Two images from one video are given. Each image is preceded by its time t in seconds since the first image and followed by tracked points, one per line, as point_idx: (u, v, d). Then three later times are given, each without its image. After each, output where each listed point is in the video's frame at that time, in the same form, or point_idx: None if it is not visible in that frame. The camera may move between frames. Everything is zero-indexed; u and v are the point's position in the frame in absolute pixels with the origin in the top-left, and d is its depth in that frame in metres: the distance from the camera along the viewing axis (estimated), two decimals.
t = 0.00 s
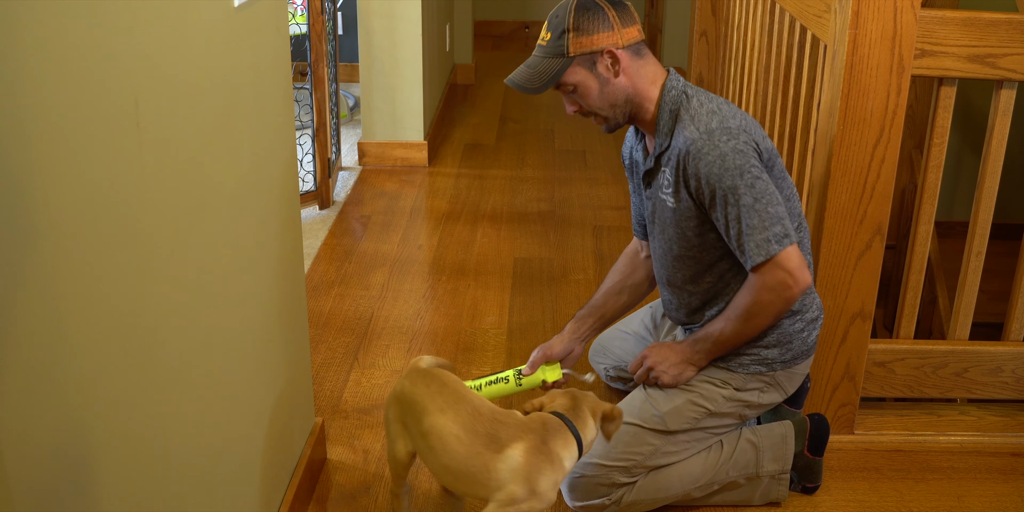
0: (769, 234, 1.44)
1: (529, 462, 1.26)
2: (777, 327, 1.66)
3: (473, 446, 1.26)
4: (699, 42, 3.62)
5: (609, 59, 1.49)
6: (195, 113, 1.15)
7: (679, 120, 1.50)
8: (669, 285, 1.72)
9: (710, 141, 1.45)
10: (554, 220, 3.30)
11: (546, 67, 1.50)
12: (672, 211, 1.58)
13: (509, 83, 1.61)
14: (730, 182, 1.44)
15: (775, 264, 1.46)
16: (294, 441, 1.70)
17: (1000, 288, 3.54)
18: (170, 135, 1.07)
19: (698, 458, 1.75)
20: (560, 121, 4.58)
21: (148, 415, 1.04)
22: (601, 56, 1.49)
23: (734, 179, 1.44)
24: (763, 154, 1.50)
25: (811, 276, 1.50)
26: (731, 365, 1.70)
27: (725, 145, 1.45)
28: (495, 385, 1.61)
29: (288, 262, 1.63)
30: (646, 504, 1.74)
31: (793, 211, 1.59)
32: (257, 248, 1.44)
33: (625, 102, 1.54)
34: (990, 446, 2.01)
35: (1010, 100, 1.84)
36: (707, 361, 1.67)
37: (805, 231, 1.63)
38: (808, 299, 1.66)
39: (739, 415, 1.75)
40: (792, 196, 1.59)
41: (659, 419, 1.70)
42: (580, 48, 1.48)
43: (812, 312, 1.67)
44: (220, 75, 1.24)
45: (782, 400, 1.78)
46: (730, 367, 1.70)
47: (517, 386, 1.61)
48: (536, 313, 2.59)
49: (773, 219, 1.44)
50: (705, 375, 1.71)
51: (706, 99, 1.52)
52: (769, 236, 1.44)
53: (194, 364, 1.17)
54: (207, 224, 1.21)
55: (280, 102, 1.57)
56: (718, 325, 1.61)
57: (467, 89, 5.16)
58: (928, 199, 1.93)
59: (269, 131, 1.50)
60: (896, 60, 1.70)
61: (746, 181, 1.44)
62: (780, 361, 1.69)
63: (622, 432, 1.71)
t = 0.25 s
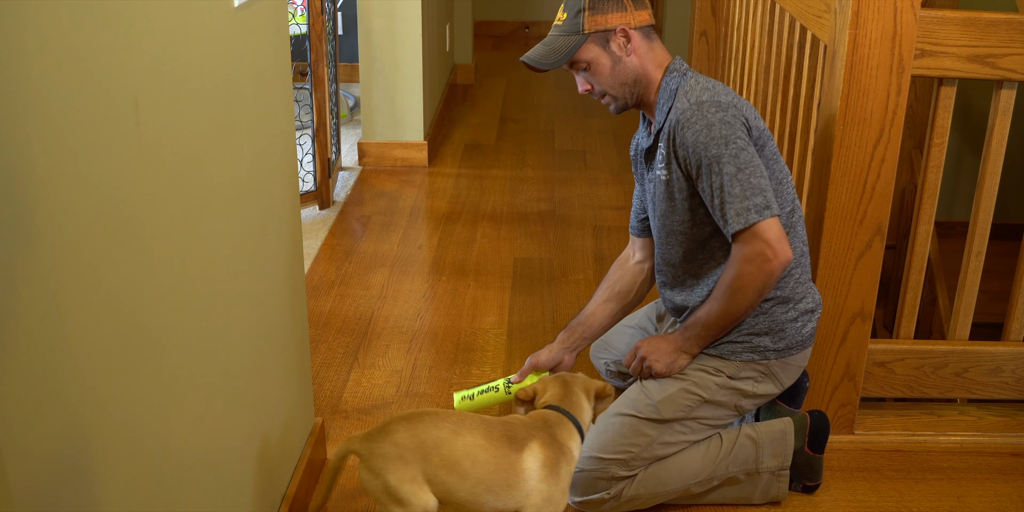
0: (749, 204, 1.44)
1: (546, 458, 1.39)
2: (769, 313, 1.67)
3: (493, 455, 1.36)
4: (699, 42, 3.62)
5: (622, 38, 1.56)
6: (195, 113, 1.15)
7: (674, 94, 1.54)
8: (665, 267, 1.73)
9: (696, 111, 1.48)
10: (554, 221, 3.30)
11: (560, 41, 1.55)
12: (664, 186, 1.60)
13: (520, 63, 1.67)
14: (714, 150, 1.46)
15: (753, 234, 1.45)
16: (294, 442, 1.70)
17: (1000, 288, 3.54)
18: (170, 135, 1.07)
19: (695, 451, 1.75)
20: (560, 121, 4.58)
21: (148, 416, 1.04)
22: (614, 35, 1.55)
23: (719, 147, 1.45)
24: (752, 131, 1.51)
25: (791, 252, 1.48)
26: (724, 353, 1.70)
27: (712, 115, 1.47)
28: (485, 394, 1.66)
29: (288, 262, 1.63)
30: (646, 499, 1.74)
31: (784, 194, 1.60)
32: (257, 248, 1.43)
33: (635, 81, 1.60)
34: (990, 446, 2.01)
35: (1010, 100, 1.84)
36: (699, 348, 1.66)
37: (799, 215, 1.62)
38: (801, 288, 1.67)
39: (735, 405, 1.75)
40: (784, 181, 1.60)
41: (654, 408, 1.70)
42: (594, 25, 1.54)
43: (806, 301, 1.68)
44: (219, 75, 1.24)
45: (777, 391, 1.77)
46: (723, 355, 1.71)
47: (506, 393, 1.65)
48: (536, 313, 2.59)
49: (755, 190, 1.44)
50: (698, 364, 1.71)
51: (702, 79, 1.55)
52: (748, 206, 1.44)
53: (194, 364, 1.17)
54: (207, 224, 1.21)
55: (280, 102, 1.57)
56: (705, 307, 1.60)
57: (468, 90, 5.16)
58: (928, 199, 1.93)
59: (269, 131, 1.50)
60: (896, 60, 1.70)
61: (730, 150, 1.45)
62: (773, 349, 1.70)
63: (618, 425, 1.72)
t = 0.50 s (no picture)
0: (737, 185, 1.49)
1: (544, 434, 1.47)
2: (765, 304, 1.69)
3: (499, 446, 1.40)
4: (699, 42, 3.62)
5: (628, 33, 1.66)
6: (195, 113, 1.15)
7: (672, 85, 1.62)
8: (664, 260, 1.78)
9: (689, 97, 1.55)
10: (554, 220, 3.30)
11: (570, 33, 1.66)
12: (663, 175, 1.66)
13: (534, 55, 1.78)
14: (705, 133, 1.52)
15: (740, 214, 1.50)
16: (294, 442, 1.70)
17: (1000, 288, 3.54)
18: (169, 135, 1.07)
19: (695, 447, 1.75)
20: (561, 121, 4.58)
21: (148, 416, 1.04)
22: (620, 30, 1.66)
23: (710, 130, 1.52)
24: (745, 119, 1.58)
25: (780, 236, 1.51)
26: (720, 345, 1.73)
27: (705, 101, 1.54)
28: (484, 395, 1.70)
29: (287, 261, 1.63)
30: (646, 495, 1.74)
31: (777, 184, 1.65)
32: (256, 247, 1.43)
33: (639, 75, 1.69)
34: (990, 447, 2.01)
35: (1010, 101, 1.84)
36: (695, 339, 1.70)
37: (794, 205, 1.66)
38: (797, 280, 1.69)
39: (733, 399, 1.76)
40: (779, 171, 1.65)
41: (651, 401, 1.71)
42: (601, 20, 1.65)
43: (803, 295, 1.70)
44: (219, 75, 1.24)
45: (775, 385, 1.78)
46: (719, 346, 1.73)
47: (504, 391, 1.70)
48: (536, 313, 2.59)
49: (743, 171, 1.50)
50: (695, 356, 1.74)
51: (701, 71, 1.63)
52: (736, 187, 1.49)
53: (194, 364, 1.17)
54: (207, 225, 1.21)
55: (280, 101, 1.57)
56: (699, 295, 1.64)
57: (468, 90, 5.16)
58: (928, 199, 1.93)
59: (269, 130, 1.50)
60: (896, 60, 1.70)
61: (721, 134, 1.51)
62: (770, 341, 1.71)
63: (616, 419, 1.73)
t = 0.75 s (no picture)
0: (724, 174, 1.50)
1: (527, 393, 1.61)
2: (760, 299, 1.69)
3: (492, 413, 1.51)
4: (699, 42, 3.62)
5: (631, 33, 1.67)
6: (195, 113, 1.15)
7: (669, 79, 1.64)
8: (664, 255, 1.79)
9: (681, 89, 1.57)
10: (554, 220, 3.30)
11: (573, 29, 1.70)
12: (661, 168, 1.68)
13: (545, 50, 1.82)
14: (694, 123, 1.53)
15: (726, 202, 1.51)
16: (294, 442, 1.70)
17: (1000, 288, 3.54)
18: (170, 136, 1.07)
19: (694, 446, 1.75)
20: (561, 121, 4.58)
21: (148, 416, 1.04)
22: (623, 29, 1.67)
23: (699, 120, 1.53)
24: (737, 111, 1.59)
25: (766, 225, 1.51)
26: (716, 340, 1.73)
27: (696, 92, 1.56)
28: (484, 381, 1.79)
29: (287, 261, 1.63)
30: (646, 494, 1.74)
31: (770, 178, 1.66)
32: (256, 248, 1.43)
33: (640, 74, 1.71)
34: (990, 447, 2.01)
35: (1010, 101, 1.84)
36: (689, 334, 1.70)
37: (789, 200, 1.66)
38: (793, 274, 1.69)
39: (731, 396, 1.76)
40: (773, 166, 1.66)
41: (647, 397, 1.72)
42: (605, 18, 1.67)
43: (798, 290, 1.69)
44: (219, 75, 1.24)
45: (773, 381, 1.77)
46: (715, 342, 1.73)
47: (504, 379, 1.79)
48: (536, 312, 2.59)
49: (731, 160, 1.50)
50: (691, 352, 1.74)
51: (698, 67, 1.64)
52: (722, 174, 1.50)
53: (194, 365, 1.17)
54: (207, 225, 1.21)
55: (280, 101, 1.57)
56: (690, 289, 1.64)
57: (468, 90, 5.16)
58: (928, 199, 1.93)
59: (269, 130, 1.50)
60: (896, 60, 1.70)
61: (709, 123, 1.52)
62: (766, 336, 1.71)
63: (613, 417, 1.74)
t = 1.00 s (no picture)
0: (712, 163, 1.51)
1: (521, 340, 1.78)
2: (756, 293, 1.69)
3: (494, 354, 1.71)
4: (699, 42, 3.62)
5: (627, 39, 1.70)
6: (195, 113, 1.15)
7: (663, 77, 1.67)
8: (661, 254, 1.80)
9: (673, 83, 1.60)
10: (554, 220, 3.30)
11: (577, 33, 1.74)
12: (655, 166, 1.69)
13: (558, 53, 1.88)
14: (685, 116, 1.55)
15: (715, 191, 1.52)
16: (294, 442, 1.70)
17: (1000, 288, 3.54)
18: (170, 136, 1.07)
19: (694, 444, 1.75)
20: (561, 121, 4.58)
21: (148, 416, 1.04)
22: (620, 34, 1.70)
23: (689, 112, 1.55)
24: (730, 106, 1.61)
25: (757, 213, 1.52)
26: (713, 335, 1.73)
27: (687, 87, 1.58)
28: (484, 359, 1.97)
29: (288, 261, 1.63)
30: (646, 493, 1.74)
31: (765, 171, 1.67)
32: (256, 248, 1.43)
33: (637, 80, 1.73)
34: (990, 446, 2.01)
35: (1010, 101, 1.84)
36: (686, 329, 1.70)
37: (785, 194, 1.67)
38: (789, 269, 1.68)
39: (729, 391, 1.77)
40: (767, 159, 1.67)
41: (645, 394, 1.73)
42: (603, 24, 1.70)
43: (795, 285, 1.69)
44: (219, 75, 1.24)
45: (771, 376, 1.77)
46: (712, 336, 1.73)
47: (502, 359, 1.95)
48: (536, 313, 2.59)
49: (721, 149, 1.52)
50: (689, 348, 1.75)
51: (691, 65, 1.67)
52: (711, 163, 1.51)
53: (194, 365, 1.17)
54: (207, 224, 1.21)
55: (280, 101, 1.57)
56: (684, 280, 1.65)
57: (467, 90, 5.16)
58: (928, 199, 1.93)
59: (269, 130, 1.50)
60: (896, 60, 1.70)
61: (700, 115, 1.54)
62: (763, 330, 1.71)
63: (613, 415, 1.75)
